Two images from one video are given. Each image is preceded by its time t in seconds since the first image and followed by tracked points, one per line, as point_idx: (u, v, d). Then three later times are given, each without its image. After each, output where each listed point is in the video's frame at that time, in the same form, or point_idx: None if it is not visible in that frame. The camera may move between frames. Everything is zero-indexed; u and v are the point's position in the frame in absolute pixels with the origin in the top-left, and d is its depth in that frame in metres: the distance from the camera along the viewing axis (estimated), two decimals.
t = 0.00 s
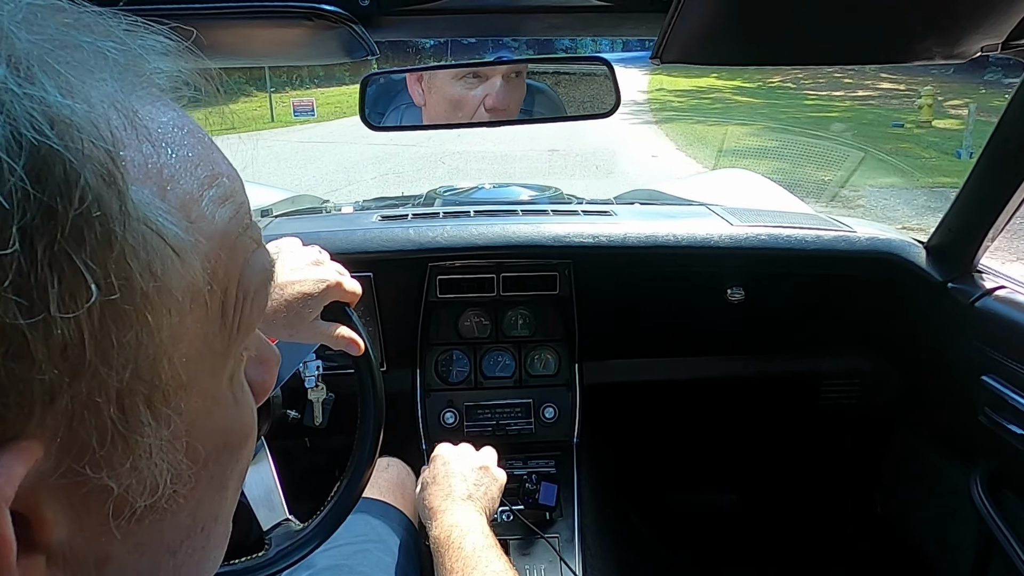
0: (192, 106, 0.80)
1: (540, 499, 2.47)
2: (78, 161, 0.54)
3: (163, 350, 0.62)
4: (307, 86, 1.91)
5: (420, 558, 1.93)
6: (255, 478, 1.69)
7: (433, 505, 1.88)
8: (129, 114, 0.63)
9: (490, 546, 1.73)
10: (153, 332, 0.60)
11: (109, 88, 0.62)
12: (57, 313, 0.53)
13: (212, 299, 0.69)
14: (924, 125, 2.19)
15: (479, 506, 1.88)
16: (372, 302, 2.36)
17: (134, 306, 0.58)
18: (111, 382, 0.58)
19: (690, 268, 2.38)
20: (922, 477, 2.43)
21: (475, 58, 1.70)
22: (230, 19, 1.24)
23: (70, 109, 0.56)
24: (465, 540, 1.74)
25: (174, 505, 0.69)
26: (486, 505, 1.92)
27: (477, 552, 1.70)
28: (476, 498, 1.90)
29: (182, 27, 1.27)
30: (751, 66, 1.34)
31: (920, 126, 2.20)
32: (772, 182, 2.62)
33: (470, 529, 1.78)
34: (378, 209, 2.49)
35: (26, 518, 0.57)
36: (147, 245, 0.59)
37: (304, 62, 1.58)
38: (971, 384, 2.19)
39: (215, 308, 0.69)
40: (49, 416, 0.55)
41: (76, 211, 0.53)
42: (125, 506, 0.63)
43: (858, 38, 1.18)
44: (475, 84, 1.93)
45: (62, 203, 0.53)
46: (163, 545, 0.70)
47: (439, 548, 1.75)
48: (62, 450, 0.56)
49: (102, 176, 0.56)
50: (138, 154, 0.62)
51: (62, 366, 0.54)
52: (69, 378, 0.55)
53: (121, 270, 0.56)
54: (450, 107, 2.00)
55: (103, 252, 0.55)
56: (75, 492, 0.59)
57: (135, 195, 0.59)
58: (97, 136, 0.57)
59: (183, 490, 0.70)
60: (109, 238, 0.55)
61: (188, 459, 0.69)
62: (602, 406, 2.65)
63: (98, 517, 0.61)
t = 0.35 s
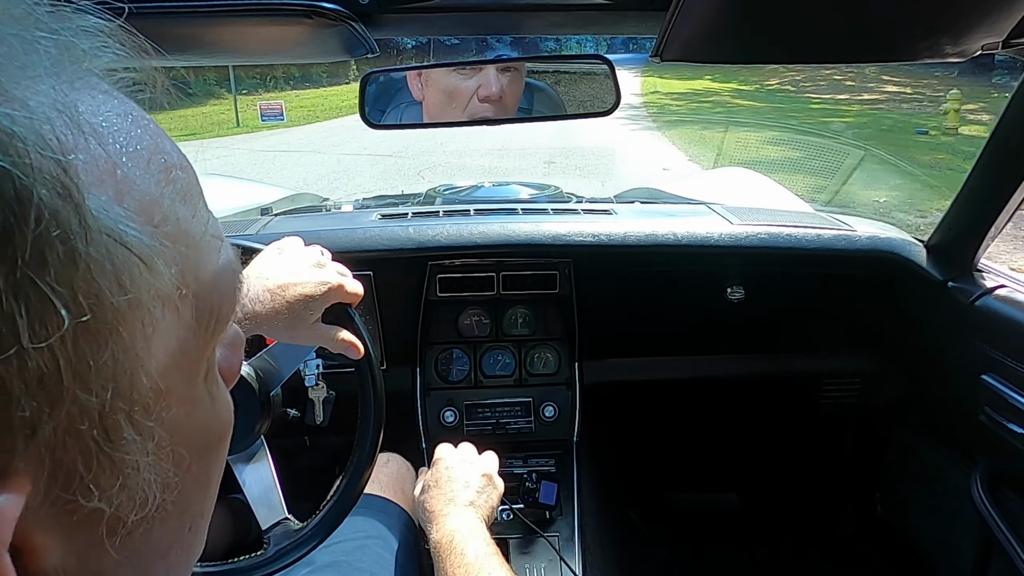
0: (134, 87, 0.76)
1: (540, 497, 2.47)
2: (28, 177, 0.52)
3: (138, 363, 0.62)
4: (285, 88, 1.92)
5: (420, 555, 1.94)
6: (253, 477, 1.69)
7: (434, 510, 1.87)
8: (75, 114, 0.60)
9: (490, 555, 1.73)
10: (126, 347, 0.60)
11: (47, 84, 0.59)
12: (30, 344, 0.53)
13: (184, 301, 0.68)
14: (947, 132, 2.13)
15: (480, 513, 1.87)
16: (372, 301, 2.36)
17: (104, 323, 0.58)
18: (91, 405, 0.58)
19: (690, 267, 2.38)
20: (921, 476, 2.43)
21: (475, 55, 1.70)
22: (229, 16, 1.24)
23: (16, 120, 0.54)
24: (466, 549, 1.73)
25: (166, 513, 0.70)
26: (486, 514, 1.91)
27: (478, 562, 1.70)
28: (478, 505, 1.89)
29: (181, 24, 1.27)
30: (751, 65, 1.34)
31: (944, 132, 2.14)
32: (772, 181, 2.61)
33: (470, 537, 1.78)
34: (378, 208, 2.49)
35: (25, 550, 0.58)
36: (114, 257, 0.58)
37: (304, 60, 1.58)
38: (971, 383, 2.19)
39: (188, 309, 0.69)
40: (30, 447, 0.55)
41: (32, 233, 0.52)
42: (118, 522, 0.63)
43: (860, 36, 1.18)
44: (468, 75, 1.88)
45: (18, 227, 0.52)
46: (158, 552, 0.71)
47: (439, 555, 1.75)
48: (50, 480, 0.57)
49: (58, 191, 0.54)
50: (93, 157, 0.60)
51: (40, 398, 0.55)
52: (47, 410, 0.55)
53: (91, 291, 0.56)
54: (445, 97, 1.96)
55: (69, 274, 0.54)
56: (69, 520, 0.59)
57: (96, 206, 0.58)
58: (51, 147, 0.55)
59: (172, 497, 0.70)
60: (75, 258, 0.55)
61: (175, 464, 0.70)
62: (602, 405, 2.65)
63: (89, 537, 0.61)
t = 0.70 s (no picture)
0: (80, 75, 0.79)
1: (540, 497, 2.47)
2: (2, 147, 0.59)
3: (120, 310, 0.70)
4: (254, 94, 1.95)
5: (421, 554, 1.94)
6: (253, 476, 1.70)
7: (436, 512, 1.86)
8: (33, 86, 0.66)
9: (492, 562, 1.72)
10: (109, 293, 0.68)
11: (5, 62, 0.64)
12: (31, 289, 0.60)
13: (152, 257, 0.75)
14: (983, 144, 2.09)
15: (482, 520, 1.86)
16: (372, 301, 2.36)
17: (89, 273, 0.65)
18: (86, 344, 0.66)
19: (690, 267, 2.38)
20: (921, 475, 2.43)
21: (476, 55, 1.69)
22: (228, 16, 1.24)
23: None
24: (469, 555, 1.73)
25: (163, 450, 0.78)
26: (488, 520, 1.90)
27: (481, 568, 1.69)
28: (482, 511, 1.88)
29: (180, 23, 1.26)
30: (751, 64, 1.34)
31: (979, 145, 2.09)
32: (772, 181, 2.61)
33: (474, 543, 1.77)
34: (377, 208, 2.49)
35: (48, 483, 0.66)
36: (87, 214, 0.66)
37: (303, 60, 1.58)
38: (971, 383, 2.19)
39: (158, 265, 0.76)
40: (42, 388, 0.63)
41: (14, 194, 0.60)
42: (120, 455, 0.71)
43: (860, 36, 1.18)
44: (444, 79, 1.91)
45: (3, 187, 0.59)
46: (161, 486, 0.79)
47: (441, 558, 1.74)
48: (60, 415, 0.65)
49: (30, 157, 0.61)
50: (53, 127, 0.66)
51: (45, 338, 0.62)
52: (53, 349, 0.63)
53: (75, 244, 0.64)
54: (422, 100, 1.99)
55: (51, 228, 0.62)
56: (78, 454, 0.68)
57: (65, 170, 0.65)
58: (13, 118, 0.61)
59: (165, 438, 0.78)
60: (53, 214, 0.62)
61: (165, 406, 0.77)
62: (602, 404, 2.65)
63: (93, 472, 0.69)
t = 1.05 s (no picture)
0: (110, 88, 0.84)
1: (540, 497, 2.47)
2: (50, 155, 0.62)
3: (147, 323, 0.71)
4: (217, 100, 1.96)
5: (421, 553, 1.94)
6: (253, 475, 1.71)
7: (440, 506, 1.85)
8: (76, 106, 0.69)
9: (496, 560, 1.73)
10: (139, 304, 0.70)
11: (52, 85, 0.68)
12: (73, 294, 0.62)
13: (174, 275, 0.77)
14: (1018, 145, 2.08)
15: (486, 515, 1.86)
16: (372, 300, 2.36)
17: (123, 283, 0.67)
18: (117, 350, 0.67)
19: (690, 266, 2.38)
20: (921, 474, 2.44)
21: (476, 55, 1.69)
22: (228, 15, 1.24)
23: (34, 109, 0.63)
24: (473, 552, 1.73)
25: (171, 464, 0.79)
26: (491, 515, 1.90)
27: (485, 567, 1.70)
28: (485, 507, 1.87)
29: (180, 23, 1.26)
30: (751, 64, 1.34)
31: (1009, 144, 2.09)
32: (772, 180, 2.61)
33: (477, 540, 1.77)
34: (377, 207, 2.49)
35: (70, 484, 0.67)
36: (124, 226, 0.68)
37: (303, 59, 1.58)
38: (971, 382, 2.19)
39: (176, 283, 0.78)
40: (72, 390, 0.64)
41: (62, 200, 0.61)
42: (134, 465, 0.72)
43: (859, 35, 1.18)
44: (444, 84, 1.92)
45: (53, 195, 0.61)
46: (167, 498, 0.80)
47: (445, 554, 1.74)
48: (85, 420, 0.66)
49: (77, 170, 0.64)
50: (97, 145, 0.70)
51: (81, 342, 0.63)
52: (86, 354, 0.64)
53: (111, 254, 0.66)
54: (421, 103, 2.01)
55: (93, 236, 0.64)
56: (98, 458, 0.69)
57: (107, 184, 0.67)
58: (64, 132, 0.65)
59: (174, 452, 0.79)
60: (95, 224, 0.64)
61: (175, 420, 0.79)
62: (602, 404, 2.65)
63: (109, 479, 0.71)
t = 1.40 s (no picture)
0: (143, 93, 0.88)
1: (539, 497, 2.47)
2: (125, 154, 0.68)
3: (190, 307, 0.78)
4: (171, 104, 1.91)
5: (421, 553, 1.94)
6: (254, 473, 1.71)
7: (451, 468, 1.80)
8: (132, 107, 0.75)
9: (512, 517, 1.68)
10: (186, 290, 0.76)
11: (113, 85, 0.73)
12: (144, 278, 0.68)
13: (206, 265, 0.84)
14: None
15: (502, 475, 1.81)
16: (372, 300, 2.36)
17: (177, 270, 0.74)
18: (172, 330, 0.74)
19: (690, 266, 2.38)
20: (920, 474, 2.44)
21: (475, 54, 1.69)
22: (228, 15, 1.24)
23: (106, 110, 0.69)
24: (488, 511, 1.68)
25: (200, 440, 0.86)
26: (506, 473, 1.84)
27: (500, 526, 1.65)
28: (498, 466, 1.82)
29: (180, 23, 1.26)
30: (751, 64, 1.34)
31: None
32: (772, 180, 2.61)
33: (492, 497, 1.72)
34: (377, 207, 2.49)
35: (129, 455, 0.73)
36: (178, 219, 0.74)
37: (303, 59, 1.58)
38: (970, 382, 2.19)
39: (206, 272, 0.85)
40: (142, 367, 0.70)
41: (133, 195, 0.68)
42: (177, 438, 0.80)
43: (859, 35, 1.18)
44: (434, 85, 1.95)
45: (127, 190, 0.67)
46: (194, 474, 0.86)
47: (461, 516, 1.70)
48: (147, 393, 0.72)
49: (142, 166, 0.70)
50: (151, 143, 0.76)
51: (148, 322, 0.70)
52: (152, 333, 0.70)
53: (170, 241, 0.72)
54: (414, 104, 2.03)
55: (158, 226, 0.71)
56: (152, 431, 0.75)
57: (163, 177, 0.74)
58: (128, 129, 0.70)
59: (202, 430, 0.86)
60: (159, 215, 0.71)
61: (205, 399, 0.86)
62: (602, 404, 2.65)
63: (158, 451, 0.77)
